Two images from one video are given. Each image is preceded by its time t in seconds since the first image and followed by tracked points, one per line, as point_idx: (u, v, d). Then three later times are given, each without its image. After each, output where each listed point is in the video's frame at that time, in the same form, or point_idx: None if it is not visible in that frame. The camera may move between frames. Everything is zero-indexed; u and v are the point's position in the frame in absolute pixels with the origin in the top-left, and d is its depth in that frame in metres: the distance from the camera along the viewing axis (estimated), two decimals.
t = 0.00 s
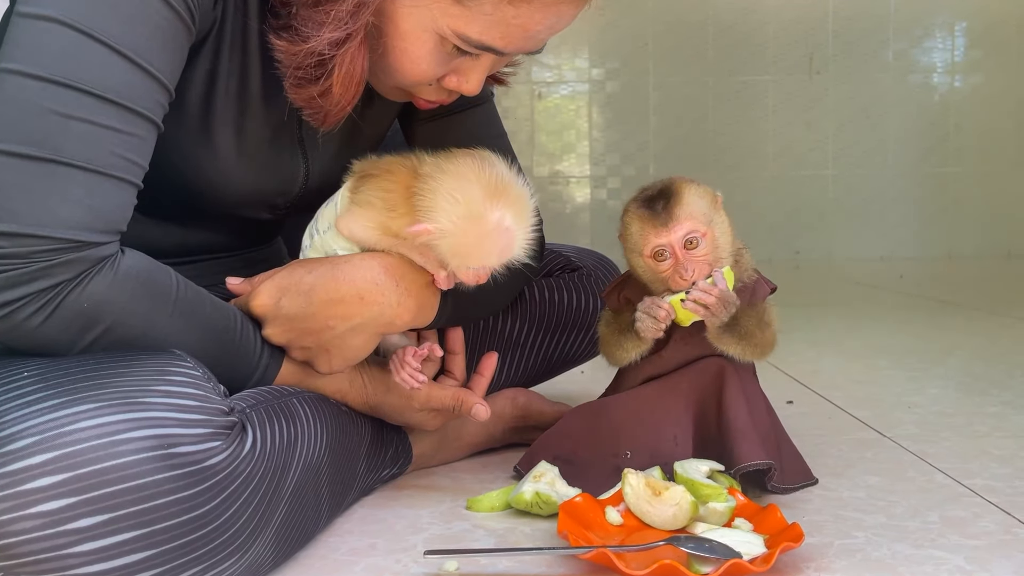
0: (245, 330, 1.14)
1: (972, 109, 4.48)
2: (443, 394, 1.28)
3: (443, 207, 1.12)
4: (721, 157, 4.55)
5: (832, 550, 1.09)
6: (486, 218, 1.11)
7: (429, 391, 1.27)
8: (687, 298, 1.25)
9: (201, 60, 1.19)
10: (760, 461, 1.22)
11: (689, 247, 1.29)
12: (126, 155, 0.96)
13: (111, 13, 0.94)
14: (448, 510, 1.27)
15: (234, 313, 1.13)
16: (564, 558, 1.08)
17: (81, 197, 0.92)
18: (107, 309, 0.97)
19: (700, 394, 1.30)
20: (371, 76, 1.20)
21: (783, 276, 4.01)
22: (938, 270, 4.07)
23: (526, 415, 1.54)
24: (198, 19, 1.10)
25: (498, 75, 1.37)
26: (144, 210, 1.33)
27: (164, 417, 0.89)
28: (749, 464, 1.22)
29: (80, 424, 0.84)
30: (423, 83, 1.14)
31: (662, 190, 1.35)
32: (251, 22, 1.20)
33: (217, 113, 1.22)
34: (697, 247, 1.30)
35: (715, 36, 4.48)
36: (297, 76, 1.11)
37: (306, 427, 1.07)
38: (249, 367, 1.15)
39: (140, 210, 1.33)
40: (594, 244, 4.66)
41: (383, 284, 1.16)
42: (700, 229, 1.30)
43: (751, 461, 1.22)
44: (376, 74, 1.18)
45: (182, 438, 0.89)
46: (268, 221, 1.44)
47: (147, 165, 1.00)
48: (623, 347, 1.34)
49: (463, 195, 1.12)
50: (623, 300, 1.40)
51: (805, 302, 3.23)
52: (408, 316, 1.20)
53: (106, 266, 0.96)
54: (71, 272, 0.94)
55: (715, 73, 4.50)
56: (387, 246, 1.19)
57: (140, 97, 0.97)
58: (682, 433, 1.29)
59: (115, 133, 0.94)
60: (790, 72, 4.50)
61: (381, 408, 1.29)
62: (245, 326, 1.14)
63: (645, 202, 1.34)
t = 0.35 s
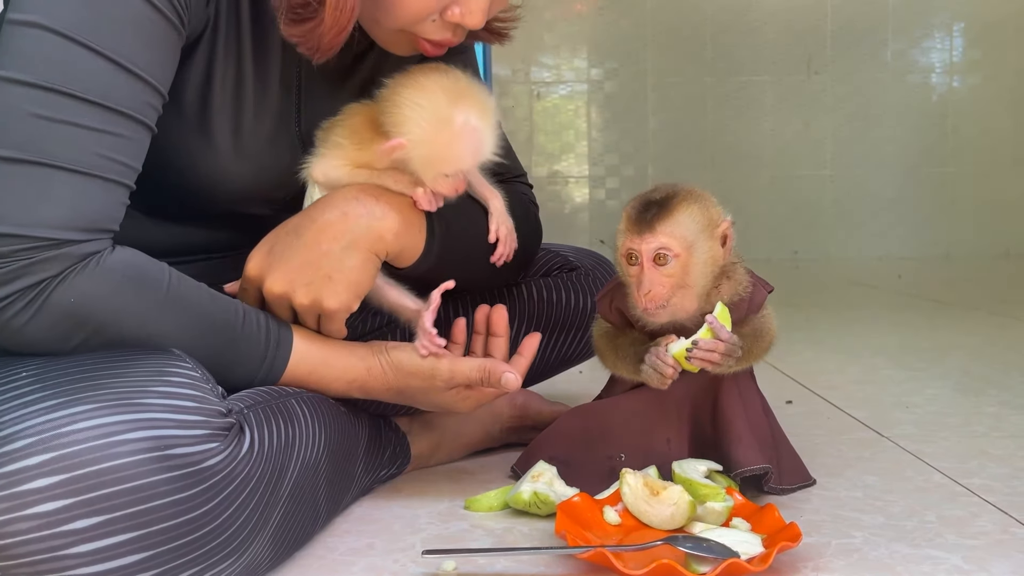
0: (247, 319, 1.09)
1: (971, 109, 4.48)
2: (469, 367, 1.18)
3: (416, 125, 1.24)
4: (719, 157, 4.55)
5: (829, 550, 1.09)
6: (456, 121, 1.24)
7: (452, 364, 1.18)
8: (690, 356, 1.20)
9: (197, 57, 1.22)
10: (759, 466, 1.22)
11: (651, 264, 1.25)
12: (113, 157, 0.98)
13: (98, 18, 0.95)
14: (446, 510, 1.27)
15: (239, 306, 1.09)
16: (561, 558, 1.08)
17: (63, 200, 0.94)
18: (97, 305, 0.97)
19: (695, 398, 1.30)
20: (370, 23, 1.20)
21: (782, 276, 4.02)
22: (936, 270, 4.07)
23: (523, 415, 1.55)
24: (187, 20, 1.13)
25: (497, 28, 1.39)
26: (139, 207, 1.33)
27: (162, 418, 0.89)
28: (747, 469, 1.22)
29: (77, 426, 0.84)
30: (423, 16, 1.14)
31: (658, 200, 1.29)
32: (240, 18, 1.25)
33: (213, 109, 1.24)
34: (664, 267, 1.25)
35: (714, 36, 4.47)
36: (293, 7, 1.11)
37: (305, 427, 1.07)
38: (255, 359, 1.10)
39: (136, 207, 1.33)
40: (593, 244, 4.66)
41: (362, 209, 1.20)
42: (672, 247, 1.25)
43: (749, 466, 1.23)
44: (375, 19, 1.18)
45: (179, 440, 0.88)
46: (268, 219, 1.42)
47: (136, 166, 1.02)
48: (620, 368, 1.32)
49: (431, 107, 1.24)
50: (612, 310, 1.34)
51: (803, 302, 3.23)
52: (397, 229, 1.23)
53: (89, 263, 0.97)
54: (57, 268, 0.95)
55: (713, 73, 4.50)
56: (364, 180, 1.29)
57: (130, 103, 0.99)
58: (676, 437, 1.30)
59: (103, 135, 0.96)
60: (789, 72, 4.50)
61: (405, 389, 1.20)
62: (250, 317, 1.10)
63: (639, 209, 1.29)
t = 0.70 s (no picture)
0: (258, 304, 1.03)
1: (970, 109, 4.48)
2: (512, 331, 1.20)
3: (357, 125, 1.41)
4: (718, 157, 4.56)
5: (827, 550, 1.09)
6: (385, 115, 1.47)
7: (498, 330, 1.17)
8: (721, 400, 1.16)
9: (185, 50, 1.22)
10: (764, 468, 1.23)
11: (673, 323, 1.17)
12: (103, 144, 0.97)
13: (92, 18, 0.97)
14: (444, 511, 1.27)
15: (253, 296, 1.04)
16: (560, 558, 1.08)
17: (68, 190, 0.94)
18: (95, 295, 0.94)
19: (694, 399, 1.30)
20: None
21: (780, 275, 4.02)
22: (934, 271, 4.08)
23: (521, 415, 1.55)
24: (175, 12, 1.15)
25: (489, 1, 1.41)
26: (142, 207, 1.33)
27: (160, 416, 0.88)
28: (753, 471, 1.23)
29: (75, 423, 0.84)
30: None
31: (674, 254, 1.17)
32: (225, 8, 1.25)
33: (202, 103, 1.24)
34: (685, 325, 1.18)
35: (713, 36, 4.47)
36: None
37: (303, 426, 1.06)
38: (265, 350, 1.03)
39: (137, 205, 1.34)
40: (591, 244, 4.66)
41: (319, 199, 1.22)
42: (696, 314, 1.17)
43: (755, 468, 1.23)
44: None
45: (178, 437, 0.88)
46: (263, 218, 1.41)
47: (137, 162, 1.02)
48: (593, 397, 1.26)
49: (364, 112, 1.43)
50: (606, 320, 1.27)
51: (802, 301, 3.23)
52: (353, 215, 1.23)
53: (88, 253, 0.95)
54: (55, 258, 0.93)
55: (712, 73, 4.50)
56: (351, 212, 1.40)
57: (117, 87, 0.99)
58: (673, 441, 1.30)
59: (98, 125, 0.97)
60: (788, 73, 4.50)
61: (457, 364, 1.12)
62: (261, 302, 1.04)
63: (654, 263, 1.17)
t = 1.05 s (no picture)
0: (272, 307, 1.02)
1: (969, 109, 4.48)
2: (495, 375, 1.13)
3: (366, 155, 1.43)
4: (716, 156, 4.56)
5: (826, 550, 1.10)
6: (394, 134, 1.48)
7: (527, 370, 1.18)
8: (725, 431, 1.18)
9: (187, 47, 1.22)
10: (765, 469, 1.23)
11: (677, 330, 1.18)
12: (118, 143, 0.99)
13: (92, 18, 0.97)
14: (443, 510, 1.27)
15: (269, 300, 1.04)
16: (559, 558, 1.08)
17: (87, 191, 0.96)
18: (113, 290, 0.96)
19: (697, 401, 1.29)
20: None
21: (780, 275, 4.03)
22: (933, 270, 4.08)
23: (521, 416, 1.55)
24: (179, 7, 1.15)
25: None
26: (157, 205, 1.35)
27: (162, 415, 0.89)
28: (753, 472, 1.23)
29: (77, 421, 0.84)
30: None
31: (679, 263, 1.19)
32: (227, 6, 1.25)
33: (203, 101, 1.23)
34: (689, 332, 1.19)
35: (712, 36, 4.47)
36: None
37: (303, 425, 1.06)
38: (276, 356, 1.01)
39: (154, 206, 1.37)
40: (591, 244, 4.67)
41: (322, 236, 1.22)
42: (701, 319, 1.18)
43: (755, 469, 1.23)
44: None
45: (179, 436, 0.88)
46: (265, 212, 1.44)
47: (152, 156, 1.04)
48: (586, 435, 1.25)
49: (373, 135, 1.45)
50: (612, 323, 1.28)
51: (801, 301, 3.24)
52: (352, 265, 1.23)
53: (106, 248, 0.97)
54: (75, 253, 0.95)
55: (712, 73, 4.50)
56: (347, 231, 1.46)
57: (125, 86, 1.00)
58: (675, 441, 1.28)
59: (109, 124, 0.98)
60: (787, 73, 4.50)
61: (478, 373, 1.12)
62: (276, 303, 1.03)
63: (659, 272, 1.19)
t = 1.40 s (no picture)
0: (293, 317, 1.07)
1: (969, 109, 4.48)
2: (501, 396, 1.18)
3: (368, 176, 1.46)
4: (716, 156, 4.57)
5: (828, 550, 1.10)
6: (404, 158, 1.49)
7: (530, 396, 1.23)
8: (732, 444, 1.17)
9: (191, 40, 1.24)
10: (772, 467, 1.24)
11: (684, 325, 1.18)
12: (135, 138, 0.99)
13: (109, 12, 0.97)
14: (443, 510, 1.27)
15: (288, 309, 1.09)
16: (560, 558, 1.08)
17: (109, 189, 0.97)
18: (148, 291, 0.98)
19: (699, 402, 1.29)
20: None
21: (780, 275, 4.03)
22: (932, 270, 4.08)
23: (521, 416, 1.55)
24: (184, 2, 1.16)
25: None
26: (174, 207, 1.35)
27: (166, 416, 0.88)
28: (759, 470, 1.24)
29: (81, 422, 0.84)
30: None
31: (679, 258, 1.18)
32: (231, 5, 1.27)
33: (205, 94, 1.24)
34: (696, 327, 1.18)
35: (712, 36, 4.47)
36: None
37: (308, 425, 1.06)
38: (297, 364, 1.06)
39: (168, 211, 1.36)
40: (590, 244, 4.67)
41: (321, 260, 1.26)
42: (708, 311, 1.17)
43: (762, 467, 1.24)
44: None
45: (183, 437, 0.88)
46: (265, 212, 1.44)
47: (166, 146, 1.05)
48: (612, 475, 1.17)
49: (380, 156, 1.47)
50: (621, 322, 1.28)
51: (801, 301, 3.24)
52: (351, 288, 1.27)
53: (143, 248, 0.99)
54: (113, 253, 0.97)
55: (712, 73, 4.51)
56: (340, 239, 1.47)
57: (137, 79, 1.00)
58: (682, 441, 1.28)
59: (124, 119, 0.98)
60: (787, 72, 4.50)
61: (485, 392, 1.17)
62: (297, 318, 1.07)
63: (661, 269, 1.18)
